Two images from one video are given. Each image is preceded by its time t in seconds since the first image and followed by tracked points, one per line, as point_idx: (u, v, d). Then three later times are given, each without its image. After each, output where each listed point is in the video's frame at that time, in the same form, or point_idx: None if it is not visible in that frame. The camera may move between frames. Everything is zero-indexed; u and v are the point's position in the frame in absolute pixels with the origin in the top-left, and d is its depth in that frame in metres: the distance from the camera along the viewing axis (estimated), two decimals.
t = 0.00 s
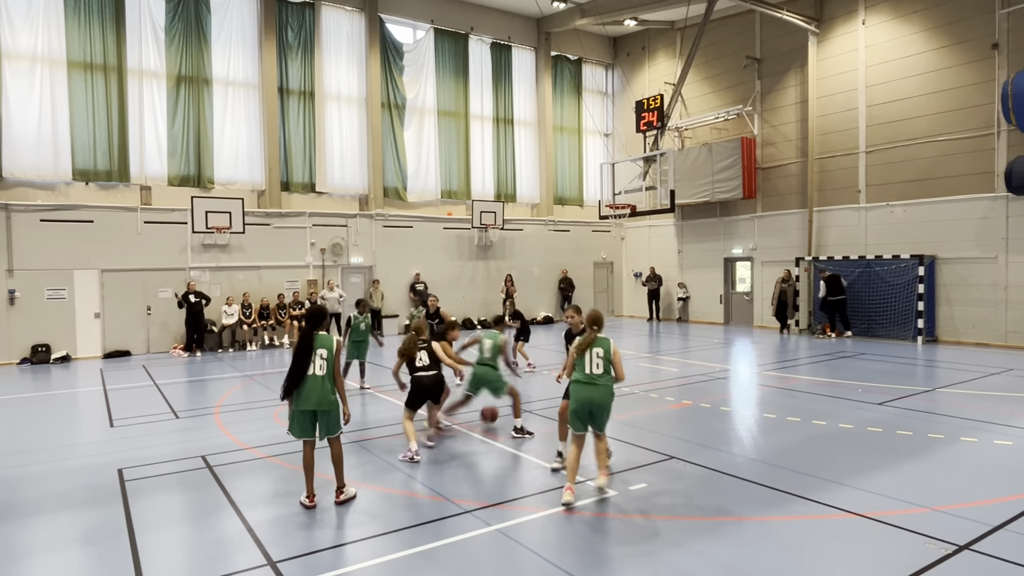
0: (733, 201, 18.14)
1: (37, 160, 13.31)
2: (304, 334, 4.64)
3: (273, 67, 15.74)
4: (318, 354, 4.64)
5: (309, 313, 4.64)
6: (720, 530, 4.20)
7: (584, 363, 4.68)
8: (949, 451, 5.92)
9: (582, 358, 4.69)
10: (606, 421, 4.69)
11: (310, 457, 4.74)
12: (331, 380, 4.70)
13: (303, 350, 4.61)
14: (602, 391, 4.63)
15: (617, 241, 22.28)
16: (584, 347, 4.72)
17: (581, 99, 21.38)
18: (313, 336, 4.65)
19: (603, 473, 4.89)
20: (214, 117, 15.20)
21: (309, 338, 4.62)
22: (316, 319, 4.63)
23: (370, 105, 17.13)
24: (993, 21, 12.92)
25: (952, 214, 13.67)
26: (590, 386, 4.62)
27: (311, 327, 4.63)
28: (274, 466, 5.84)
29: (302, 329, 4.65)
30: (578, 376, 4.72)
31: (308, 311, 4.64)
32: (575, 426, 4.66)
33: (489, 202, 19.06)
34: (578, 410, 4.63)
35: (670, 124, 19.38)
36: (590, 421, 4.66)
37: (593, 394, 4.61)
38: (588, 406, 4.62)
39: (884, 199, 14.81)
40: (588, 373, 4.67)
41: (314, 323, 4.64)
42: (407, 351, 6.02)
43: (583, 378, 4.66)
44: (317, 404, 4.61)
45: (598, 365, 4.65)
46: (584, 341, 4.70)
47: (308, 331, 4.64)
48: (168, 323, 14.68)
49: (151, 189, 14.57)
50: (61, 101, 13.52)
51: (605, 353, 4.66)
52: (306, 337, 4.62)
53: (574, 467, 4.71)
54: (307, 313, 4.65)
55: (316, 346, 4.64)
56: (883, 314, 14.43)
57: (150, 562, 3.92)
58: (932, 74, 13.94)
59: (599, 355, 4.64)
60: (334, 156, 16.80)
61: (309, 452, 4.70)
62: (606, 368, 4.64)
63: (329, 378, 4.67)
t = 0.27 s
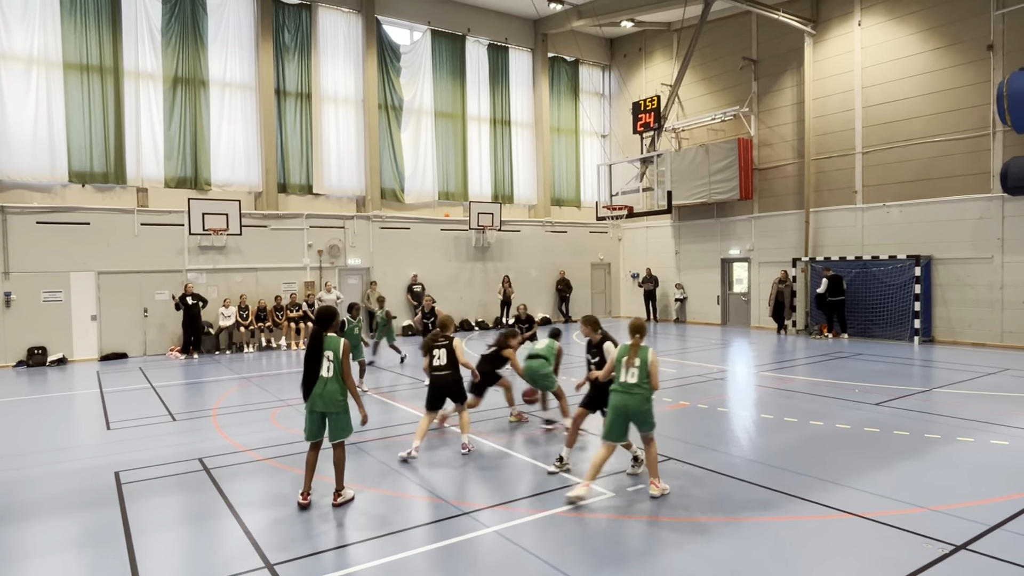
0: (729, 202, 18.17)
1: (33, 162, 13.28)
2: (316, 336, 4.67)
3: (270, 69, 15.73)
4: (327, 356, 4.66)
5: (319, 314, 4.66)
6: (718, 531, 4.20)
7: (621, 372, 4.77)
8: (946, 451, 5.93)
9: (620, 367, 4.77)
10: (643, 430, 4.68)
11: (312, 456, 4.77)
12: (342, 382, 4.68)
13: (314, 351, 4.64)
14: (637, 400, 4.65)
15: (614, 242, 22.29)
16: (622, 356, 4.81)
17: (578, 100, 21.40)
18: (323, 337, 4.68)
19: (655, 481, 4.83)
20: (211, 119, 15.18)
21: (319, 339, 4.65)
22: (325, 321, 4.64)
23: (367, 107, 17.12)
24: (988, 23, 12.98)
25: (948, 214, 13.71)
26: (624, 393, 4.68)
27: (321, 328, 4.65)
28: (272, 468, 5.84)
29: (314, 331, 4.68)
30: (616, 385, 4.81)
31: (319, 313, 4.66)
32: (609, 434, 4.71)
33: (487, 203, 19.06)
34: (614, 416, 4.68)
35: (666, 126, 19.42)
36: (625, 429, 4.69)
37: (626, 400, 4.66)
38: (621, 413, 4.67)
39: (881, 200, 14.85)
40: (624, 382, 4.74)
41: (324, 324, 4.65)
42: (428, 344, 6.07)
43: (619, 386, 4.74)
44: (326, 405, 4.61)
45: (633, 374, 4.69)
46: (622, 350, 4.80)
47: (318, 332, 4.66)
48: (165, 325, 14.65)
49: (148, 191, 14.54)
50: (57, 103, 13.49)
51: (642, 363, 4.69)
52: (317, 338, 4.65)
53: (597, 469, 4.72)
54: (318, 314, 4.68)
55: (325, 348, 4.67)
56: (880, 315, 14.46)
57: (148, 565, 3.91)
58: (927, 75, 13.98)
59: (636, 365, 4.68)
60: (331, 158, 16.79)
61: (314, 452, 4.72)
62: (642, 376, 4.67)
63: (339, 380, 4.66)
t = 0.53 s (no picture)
0: (728, 202, 18.19)
1: (31, 163, 13.26)
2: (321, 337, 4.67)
3: (268, 70, 15.73)
4: (331, 356, 4.67)
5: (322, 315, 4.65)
6: (719, 531, 4.20)
7: (652, 356, 4.93)
8: (946, 450, 5.94)
9: (651, 350, 4.93)
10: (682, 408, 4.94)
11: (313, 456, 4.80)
12: (344, 383, 4.69)
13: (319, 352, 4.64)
14: (674, 381, 4.87)
15: (613, 243, 22.30)
16: (651, 339, 4.95)
17: (577, 101, 21.41)
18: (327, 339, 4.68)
19: (671, 476, 4.86)
20: (209, 121, 15.18)
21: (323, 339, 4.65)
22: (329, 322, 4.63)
23: (366, 108, 17.12)
24: (986, 23, 13.00)
25: (946, 214, 13.72)
26: (660, 377, 4.88)
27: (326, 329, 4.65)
28: (273, 470, 5.84)
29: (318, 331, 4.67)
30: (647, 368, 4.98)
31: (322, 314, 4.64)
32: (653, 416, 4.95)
33: (485, 204, 19.06)
34: (656, 399, 4.90)
35: (665, 126, 19.44)
36: (666, 410, 4.93)
37: (664, 384, 4.87)
38: (661, 396, 4.89)
39: (879, 200, 14.87)
40: (656, 365, 4.92)
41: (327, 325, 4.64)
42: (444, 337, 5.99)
43: (652, 370, 4.92)
44: (326, 406, 4.61)
45: (666, 357, 4.87)
46: (650, 334, 4.93)
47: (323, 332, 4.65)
48: (165, 326, 14.65)
49: (147, 193, 14.53)
50: (55, 104, 13.49)
51: (674, 345, 4.87)
52: (322, 339, 4.66)
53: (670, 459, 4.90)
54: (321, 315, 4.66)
55: (328, 349, 4.68)
56: (878, 315, 14.47)
57: (148, 567, 3.90)
58: (926, 75, 13.99)
59: (668, 348, 4.86)
60: (330, 159, 16.78)
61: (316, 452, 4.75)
62: (674, 358, 4.86)
63: (341, 382, 4.67)
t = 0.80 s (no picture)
0: (727, 202, 18.20)
1: (30, 164, 13.25)
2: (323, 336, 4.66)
3: (267, 71, 15.73)
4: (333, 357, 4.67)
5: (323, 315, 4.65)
6: (720, 531, 4.20)
7: (688, 368, 4.92)
8: (947, 450, 5.94)
9: (687, 362, 4.91)
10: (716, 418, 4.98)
11: (310, 457, 4.78)
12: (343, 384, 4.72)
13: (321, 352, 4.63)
14: (710, 393, 4.90)
15: (613, 243, 22.31)
16: (687, 352, 4.93)
17: (576, 101, 21.42)
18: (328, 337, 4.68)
19: (678, 476, 4.92)
20: (208, 122, 15.17)
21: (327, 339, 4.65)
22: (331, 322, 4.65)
23: (365, 109, 17.12)
24: (984, 23, 13.01)
25: (946, 214, 13.72)
26: (697, 389, 4.89)
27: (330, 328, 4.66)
28: (272, 471, 5.83)
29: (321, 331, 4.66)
30: (683, 380, 4.98)
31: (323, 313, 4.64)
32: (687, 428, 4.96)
33: (485, 205, 19.05)
34: (693, 412, 4.91)
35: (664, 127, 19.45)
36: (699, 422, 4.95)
37: (701, 396, 4.90)
38: (697, 408, 4.90)
39: (878, 200, 14.88)
40: (692, 377, 4.92)
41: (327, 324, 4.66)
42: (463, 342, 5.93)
43: (689, 382, 4.92)
44: (327, 406, 4.61)
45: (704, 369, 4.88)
46: (686, 346, 4.92)
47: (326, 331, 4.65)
48: (164, 327, 14.64)
49: (146, 194, 14.51)
50: (54, 105, 13.48)
51: (711, 356, 4.90)
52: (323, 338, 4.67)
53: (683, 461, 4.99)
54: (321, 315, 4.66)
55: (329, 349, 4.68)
56: (878, 315, 14.48)
57: (147, 569, 3.90)
58: (924, 74, 14.00)
59: (706, 360, 4.87)
60: (329, 160, 16.77)
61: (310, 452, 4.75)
62: (711, 370, 4.88)
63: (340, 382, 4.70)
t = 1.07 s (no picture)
0: (726, 202, 18.20)
1: (30, 166, 13.25)
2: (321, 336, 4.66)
3: (266, 72, 15.73)
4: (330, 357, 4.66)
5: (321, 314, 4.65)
6: (720, 530, 4.21)
7: (714, 359, 5.04)
8: (946, 449, 5.94)
9: (714, 353, 5.03)
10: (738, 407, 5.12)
11: (311, 457, 4.76)
12: (342, 384, 4.70)
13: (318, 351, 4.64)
14: (736, 382, 5.05)
15: (612, 243, 22.31)
16: (711, 343, 5.05)
17: (576, 101, 21.42)
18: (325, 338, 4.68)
19: (711, 464, 5.10)
20: (208, 122, 15.17)
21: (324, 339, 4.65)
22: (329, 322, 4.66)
23: (365, 109, 17.11)
24: (983, 22, 13.02)
25: (945, 213, 13.72)
26: (726, 379, 5.01)
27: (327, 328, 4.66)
28: (273, 471, 5.83)
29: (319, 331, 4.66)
30: (707, 371, 5.07)
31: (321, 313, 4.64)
32: (715, 418, 5.06)
33: (484, 205, 19.04)
34: (723, 400, 5.02)
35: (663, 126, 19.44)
36: (726, 412, 5.06)
37: (729, 386, 5.02)
38: (726, 397, 5.02)
39: (878, 199, 14.89)
40: (717, 367, 5.04)
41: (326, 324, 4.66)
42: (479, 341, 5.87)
43: (715, 373, 5.03)
44: (327, 406, 4.60)
45: (729, 358, 5.04)
46: (713, 338, 5.03)
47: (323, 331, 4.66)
48: (164, 328, 14.64)
49: (145, 195, 14.50)
50: (53, 107, 13.47)
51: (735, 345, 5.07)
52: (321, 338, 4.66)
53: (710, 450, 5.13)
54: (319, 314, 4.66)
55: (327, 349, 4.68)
56: (877, 314, 14.49)
57: (148, 570, 3.90)
58: (923, 74, 14.01)
59: (732, 349, 5.04)
60: (329, 161, 16.76)
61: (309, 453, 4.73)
62: (734, 359, 5.05)
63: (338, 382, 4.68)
